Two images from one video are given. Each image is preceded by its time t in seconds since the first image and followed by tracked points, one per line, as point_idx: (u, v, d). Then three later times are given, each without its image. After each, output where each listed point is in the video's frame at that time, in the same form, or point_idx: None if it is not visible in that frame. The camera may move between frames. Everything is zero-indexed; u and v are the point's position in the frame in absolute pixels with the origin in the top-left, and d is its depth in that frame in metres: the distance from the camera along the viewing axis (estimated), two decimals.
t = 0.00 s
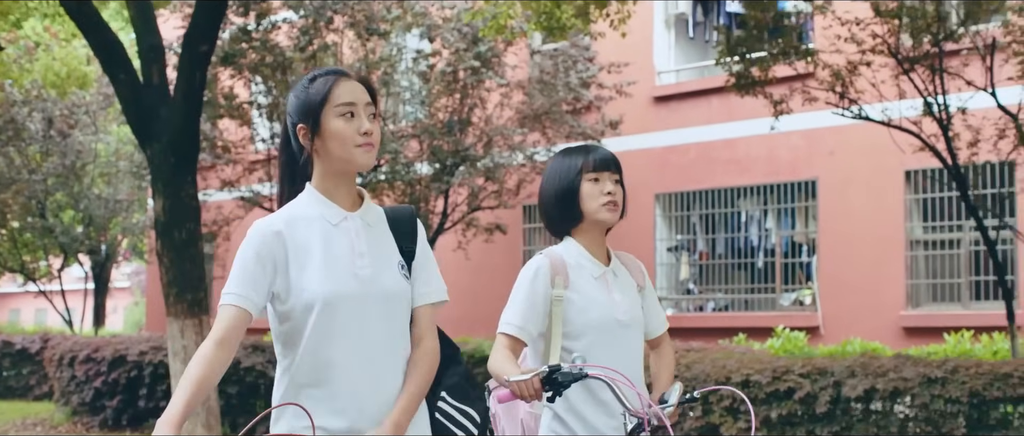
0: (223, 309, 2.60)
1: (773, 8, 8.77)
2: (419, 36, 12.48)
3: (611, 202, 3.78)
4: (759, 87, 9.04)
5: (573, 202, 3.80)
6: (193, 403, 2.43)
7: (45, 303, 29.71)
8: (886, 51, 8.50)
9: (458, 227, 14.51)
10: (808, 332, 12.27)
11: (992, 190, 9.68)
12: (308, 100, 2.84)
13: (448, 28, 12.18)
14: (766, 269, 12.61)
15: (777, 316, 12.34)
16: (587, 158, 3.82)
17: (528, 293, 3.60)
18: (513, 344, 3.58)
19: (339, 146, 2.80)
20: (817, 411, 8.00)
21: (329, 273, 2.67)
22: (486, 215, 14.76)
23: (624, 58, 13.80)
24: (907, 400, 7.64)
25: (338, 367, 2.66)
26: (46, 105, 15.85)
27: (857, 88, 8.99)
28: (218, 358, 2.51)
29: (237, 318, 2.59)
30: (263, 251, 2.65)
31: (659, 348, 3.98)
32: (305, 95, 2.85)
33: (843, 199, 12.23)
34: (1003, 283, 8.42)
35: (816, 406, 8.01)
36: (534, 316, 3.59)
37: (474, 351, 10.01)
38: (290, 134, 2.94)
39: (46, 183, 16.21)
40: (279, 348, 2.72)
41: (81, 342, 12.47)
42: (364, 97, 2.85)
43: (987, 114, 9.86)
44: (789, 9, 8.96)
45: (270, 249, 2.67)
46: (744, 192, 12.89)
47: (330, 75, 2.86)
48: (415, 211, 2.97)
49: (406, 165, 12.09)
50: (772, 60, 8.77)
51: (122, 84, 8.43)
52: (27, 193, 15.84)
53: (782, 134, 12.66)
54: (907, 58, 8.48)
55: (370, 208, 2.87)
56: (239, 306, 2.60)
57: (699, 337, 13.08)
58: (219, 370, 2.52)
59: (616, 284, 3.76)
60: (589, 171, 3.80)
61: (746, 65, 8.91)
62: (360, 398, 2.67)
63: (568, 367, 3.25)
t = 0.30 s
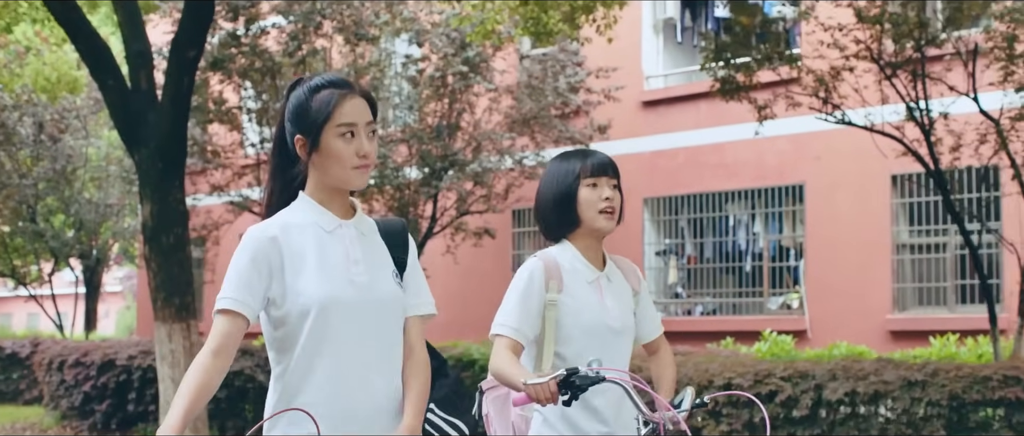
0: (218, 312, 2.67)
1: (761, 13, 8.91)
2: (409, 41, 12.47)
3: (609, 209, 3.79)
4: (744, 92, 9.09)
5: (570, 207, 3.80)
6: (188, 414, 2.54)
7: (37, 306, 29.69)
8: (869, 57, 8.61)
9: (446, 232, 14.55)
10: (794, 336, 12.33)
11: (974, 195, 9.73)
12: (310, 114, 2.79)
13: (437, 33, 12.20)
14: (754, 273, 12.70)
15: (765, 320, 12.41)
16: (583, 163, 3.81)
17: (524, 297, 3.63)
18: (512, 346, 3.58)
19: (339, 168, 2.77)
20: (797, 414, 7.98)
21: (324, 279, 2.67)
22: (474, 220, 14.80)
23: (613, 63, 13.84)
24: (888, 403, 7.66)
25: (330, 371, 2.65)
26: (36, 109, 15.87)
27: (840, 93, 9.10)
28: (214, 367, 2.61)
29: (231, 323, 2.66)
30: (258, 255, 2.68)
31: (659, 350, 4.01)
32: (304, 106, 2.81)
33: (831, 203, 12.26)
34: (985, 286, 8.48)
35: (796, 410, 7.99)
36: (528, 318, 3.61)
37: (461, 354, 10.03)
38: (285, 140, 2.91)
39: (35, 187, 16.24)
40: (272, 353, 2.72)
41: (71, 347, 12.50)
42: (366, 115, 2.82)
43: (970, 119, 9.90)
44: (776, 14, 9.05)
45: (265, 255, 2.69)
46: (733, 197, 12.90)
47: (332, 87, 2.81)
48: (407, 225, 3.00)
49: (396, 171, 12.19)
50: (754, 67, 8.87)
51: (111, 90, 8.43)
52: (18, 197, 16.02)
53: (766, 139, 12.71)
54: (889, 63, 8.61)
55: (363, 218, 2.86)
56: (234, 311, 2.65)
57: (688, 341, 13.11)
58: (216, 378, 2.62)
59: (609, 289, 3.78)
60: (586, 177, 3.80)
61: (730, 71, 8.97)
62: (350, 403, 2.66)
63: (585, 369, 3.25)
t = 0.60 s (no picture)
0: (217, 320, 2.64)
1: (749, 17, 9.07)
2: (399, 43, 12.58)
3: (621, 214, 3.85)
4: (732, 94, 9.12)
5: (584, 210, 3.87)
6: (189, 426, 2.53)
7: (29, 308, 29.67)
8: (856, 59, 8.67)
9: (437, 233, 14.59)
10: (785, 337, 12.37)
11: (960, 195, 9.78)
12: (302, 107, 2.78)
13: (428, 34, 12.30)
14: (744, 274, 12.73)
15: (755, 321, 12.46)
16: (601, 167, 3.89)
17: (536, 297, 3.66)
18: (522, 347, 3.60)
19: (336, 155, 2.75)
20: (780, 415, 7.98)
21: (322, 278, 2.62)
22: (465, 221, 14.85)
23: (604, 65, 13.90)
24: (872, 403, 7.68)
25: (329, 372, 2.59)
26: (29, 111, 15.89)
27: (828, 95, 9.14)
28: (218, 379, 2.61)
29: (229, 332, 2.64)
30: (255, 255, 2.63)
31: (666, 358, 4.05)
32: (297, 99, 2.80)
33: (820, 205, 12.29)
34: (971, 288, 8.54)
35: (780, 410, 7.99)
36: (538, 321, 3.64)
37: (451, 354, 10.06)
38: (280, 142, 2.88)
39: (28, 188, 16.24)
40: (271, 356, 2.66)
41: (63, 348, 12.51)
42: (360, 104, 2.80)
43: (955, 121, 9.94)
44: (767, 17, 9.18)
45: (262, 255, 2.64)
46: (722, 198, 12.96)
47: (324, 79, 2.81)
48: (411, 223, 2.90)
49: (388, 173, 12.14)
50: (744, 69, 8.83)
51: (102, 91, 8.52)
52: (11, 199, 15.95)
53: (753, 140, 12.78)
54: (875, 66, 8.67)
55: (364, 215, 2.82)
56: (231, 316, 2.62)
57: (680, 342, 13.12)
58: (219, 390, 2.62)
59: (620, 293, 3.81)
60: (601, 182, 3.87)
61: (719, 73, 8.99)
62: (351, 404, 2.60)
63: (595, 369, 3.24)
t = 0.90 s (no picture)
0: (203, 315, 2.57)
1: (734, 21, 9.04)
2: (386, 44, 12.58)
3: (642, 217, 3.82)
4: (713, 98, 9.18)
5: (606, 210, 3.84)
6: (182, 415, 2.48)
7: (14, 309, 29.64)
8: (836, 62, 8.74)
9: (424, 234, 14.62)
10: (768, 337, 12.41)
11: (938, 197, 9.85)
12: (300, 96, 2.71)
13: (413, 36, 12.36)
14: (729, 274, 12.72)
15: (740, 322, 12.49)
16: (625, 168, 3.85)
17: (552, 298, 3.64)
18: (535, 350, 3.62)
19: (334, 149, 2.69)
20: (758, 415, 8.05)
21: (315, 277, 2.57)
22: (451, 222, 14.89)
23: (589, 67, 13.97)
24: (848, 403, 7.77)
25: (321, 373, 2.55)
26: (16, 112, 15.88)
27: (807, 98, 9.22)
28: (201, 374, 2.55)
29: (216, 327, 2.57)
30: (246, 251, 2.57)
31: (675, 360, 4.05)
32: (294, 89, 2.73)
33: (805, 206, 12.34)
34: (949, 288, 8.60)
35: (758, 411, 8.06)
36: (553, 323, 3.63)
37: (436, 356, 10.11)
38: (271, 130, 2.81)
39: (14, 189, 16.22)
40: (257, 353, 2.61)
41: (48, 348, 12.51)
42: (357, 97, 2.74)
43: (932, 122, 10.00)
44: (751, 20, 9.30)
45: (253, 252, 2.57)
46: (708, 199, 12.99)
47: (323, 71, 2.74)
48: (396, 216, 2.88)
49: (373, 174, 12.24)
50: (726, 71, 8.88)
51: (87, 94, 8.52)
52: None
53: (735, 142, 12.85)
54: (856, 68, 8.75)
55: (353, 210, 2.77)
56: (219, 313, 2.55)
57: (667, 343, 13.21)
58: (202, 384, 2.56)
59: (637, 294, 3.79)
60: (624, 183, 3.84)
61: (700, 77, 9.05)
62: (339, 406, 2.57)
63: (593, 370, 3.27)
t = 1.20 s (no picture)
0: (201, 308, 2.58)
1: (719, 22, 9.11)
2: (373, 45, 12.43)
3: (641, 219, 3.82)
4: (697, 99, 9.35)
5: (607, 209, 3.84)
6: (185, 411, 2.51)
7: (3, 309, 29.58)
8: (818, 63, 8.81)
9: (412, 234, 14.64)
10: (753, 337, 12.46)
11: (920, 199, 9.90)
12: (306, 92, 2.71)
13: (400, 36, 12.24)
14: (715, 275, 12.74)
15: (727, 322, 12.56)
16: (627, 168, 3.84)
17: (551, 296, 3.66)
18: (533, 345, 3.61)
19: (337, 147, 2.69)
20: (739, 415, 8.11)
21: (311, 276, 2.57)
22: (439, 223, 14.91)
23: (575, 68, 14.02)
24: (828, 403, 7.82)
25: (311, 374, 2.56)
26: (5, 112, 15.87)
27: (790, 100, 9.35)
28: (203, 366, 2.58)
29: (213, 321, 2.58)
30: (246, 247, 2.57)
31: (665, 362, 4.08)
32: (299, 84, 2.73)
33: (790, 207, 12.38)
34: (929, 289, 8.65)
35: (739, 410, 8.12)
36: (553, 319, 3.64)
37: (421, 357, 10.14)
38: (272, 125, 2.79)
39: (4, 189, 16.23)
40: (250, 349, 2.61)
41: (36, 348, 12.52)
42: (361, 98, 2.75)
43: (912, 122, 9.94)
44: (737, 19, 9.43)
45: (252, 247, 2.58)
46: (694, 199, 13.06)
47: (329, 69, 2.74)
48: (394, 217, 2.89)
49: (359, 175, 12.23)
50: (710, 73, 9.04)
51: (74, 94, 8.53)
52: None
53: (716, 143, 12.89)
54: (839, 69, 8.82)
55: (351, 211, 2.77)
56: (215, 305, 2.56)
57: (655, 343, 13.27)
58: (204, 379, 2.59)
59: (632, 292, 3.83)
60: (625, 184, 3.83)
61: (683, 78, 9.20)
62: (328, 407, 2.58)
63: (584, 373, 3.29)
